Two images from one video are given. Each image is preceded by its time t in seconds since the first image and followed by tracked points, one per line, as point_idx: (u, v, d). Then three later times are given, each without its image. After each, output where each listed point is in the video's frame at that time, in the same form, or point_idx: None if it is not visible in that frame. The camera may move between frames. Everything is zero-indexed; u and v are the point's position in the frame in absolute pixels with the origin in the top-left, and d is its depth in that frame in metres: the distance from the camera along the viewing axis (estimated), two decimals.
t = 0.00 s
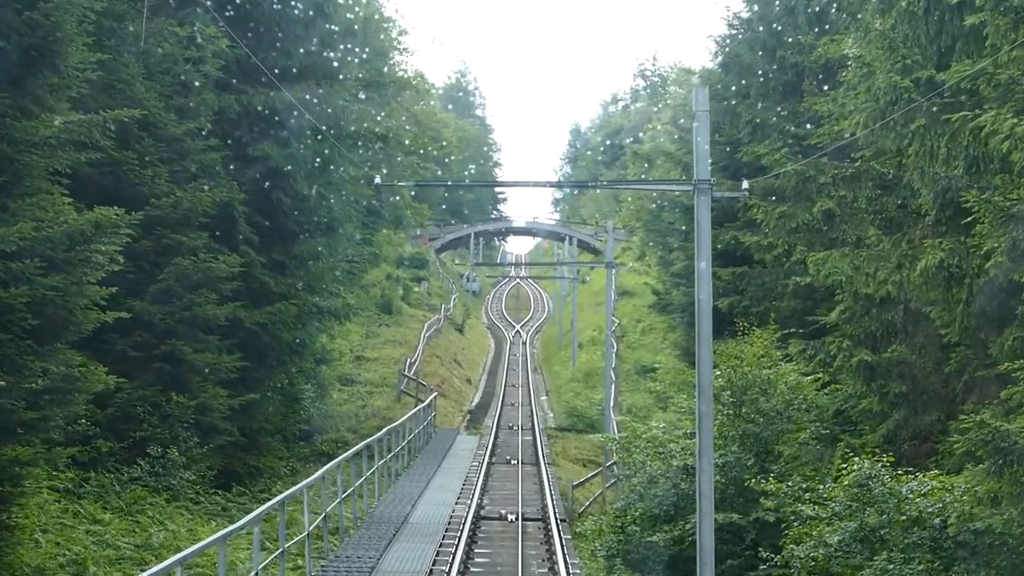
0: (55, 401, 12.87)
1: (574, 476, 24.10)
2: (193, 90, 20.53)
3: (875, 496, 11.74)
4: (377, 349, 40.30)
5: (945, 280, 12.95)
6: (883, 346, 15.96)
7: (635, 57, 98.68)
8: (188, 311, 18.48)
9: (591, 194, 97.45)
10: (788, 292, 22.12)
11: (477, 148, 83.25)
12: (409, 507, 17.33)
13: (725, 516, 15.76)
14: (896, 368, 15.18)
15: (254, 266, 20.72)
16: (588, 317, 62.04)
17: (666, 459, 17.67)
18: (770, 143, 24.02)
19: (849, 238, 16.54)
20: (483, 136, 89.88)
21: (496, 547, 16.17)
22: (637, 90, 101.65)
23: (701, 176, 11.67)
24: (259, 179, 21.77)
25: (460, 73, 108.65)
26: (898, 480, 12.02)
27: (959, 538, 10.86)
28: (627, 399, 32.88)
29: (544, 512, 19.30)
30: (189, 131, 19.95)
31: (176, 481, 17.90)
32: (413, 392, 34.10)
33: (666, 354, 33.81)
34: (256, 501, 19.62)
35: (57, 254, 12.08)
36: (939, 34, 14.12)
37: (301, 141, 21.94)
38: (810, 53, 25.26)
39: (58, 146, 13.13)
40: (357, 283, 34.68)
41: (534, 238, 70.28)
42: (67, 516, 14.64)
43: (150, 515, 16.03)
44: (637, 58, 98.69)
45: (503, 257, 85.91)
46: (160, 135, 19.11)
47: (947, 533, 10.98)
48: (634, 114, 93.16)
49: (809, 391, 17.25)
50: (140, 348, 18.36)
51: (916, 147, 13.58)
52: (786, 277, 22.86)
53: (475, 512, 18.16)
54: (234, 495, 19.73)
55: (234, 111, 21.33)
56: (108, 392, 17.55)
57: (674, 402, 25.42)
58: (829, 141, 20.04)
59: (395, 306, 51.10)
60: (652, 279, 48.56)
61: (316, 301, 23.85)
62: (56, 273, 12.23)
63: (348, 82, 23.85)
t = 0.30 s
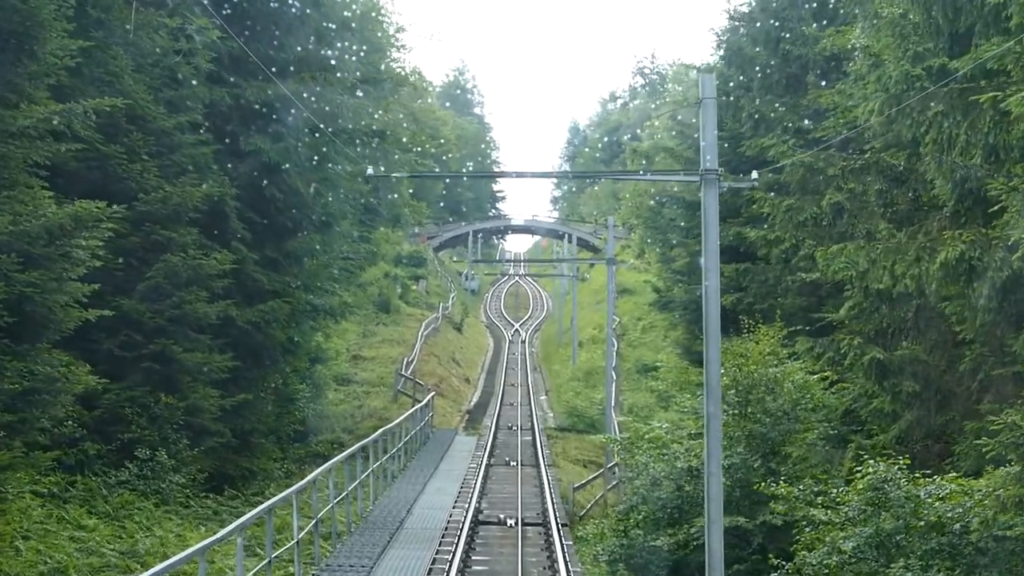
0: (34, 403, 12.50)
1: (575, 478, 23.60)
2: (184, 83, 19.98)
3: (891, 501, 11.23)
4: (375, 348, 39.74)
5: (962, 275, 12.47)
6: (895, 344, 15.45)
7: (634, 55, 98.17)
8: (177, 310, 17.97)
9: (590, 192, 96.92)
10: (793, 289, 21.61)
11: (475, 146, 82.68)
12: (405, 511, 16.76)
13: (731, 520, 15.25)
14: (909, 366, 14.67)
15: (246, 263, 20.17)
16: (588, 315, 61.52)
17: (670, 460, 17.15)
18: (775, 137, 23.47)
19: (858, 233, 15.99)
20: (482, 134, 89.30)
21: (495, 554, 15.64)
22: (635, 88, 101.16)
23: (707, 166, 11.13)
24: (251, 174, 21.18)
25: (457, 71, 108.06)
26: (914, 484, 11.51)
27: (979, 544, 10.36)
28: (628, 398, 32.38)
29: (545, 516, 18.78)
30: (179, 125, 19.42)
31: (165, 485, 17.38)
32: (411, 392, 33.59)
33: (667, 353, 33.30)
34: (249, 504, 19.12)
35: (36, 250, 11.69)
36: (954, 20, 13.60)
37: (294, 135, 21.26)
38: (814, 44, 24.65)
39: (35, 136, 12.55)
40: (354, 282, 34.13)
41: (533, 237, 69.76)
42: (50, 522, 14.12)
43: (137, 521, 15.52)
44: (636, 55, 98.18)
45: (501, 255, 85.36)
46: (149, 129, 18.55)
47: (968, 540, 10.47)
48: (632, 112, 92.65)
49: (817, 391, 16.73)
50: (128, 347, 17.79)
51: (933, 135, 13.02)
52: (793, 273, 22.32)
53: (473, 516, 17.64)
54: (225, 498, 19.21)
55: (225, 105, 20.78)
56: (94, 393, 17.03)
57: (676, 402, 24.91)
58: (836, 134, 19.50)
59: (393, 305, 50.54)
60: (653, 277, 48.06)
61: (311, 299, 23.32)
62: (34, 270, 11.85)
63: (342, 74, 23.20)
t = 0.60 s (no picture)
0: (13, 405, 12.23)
1: (577, 483, 23.08)
2: (175, 76, 19.44)
3: (909, 509, 10.73)
4: (372, 349, 39.22)
5: (981, 271, 11.96)
6: (909, 344, 14.93)
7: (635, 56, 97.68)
8: (167, 310, 17.48)
9: (590, 193, 96.38)
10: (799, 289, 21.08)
11: (474, 146, 82.10)
12: (401, 518, 16.23)
13: (738, 527, 14.74)
14: (923, 367, 14.17)
15: (239, 262, 19.65)
16: (588, 316, 60.98)
17: (674, 465, 16.64)
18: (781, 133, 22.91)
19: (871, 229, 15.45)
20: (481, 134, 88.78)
21: (495, 563, 15.13)
22: (635, 89, 100.70)
23: (716, 158, 10.61)
24: (246, 169, 20.49)
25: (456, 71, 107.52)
26: (933, 491, 10.99)
27: (1003, 555, 9.84)
28: (630, 400, 31.87)
29: (546, 523, 18.26)
30: (171, 120, 18.90)
31: (154, 491, 16.86)
32: (409, 394, 33.07)
33: (670, 354, 32.77)
34: (242, 510, 18.60)
35: (12, 245, 11.52)
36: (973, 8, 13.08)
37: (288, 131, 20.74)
38: (821, 40, 24.12)
39: (14, 127, 12.01)
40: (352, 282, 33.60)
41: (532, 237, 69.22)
42: (32, 530, 13.61)
43: (124, 529, 15.01)
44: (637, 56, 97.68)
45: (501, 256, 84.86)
46: (138, 124, 18.04)
47: (991, 550, 9.95)
48: (632, 112, 92.17)
49: (827, 393, 16.21)
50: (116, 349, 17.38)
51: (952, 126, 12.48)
52: (800, 273, 21.80)
53: (471, 524, 17.12)
54: (217, 504, 18.69)
55: (218, 100, 20.23)
56: (81, 395, 16.51)
57: (680, 404, 24.37)
58: (844, 129, 18.98)
59: (392, 306, 49.98)
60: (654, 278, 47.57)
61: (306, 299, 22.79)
62: (11, 266, 11.68)
63: (342, 75, 23.01)
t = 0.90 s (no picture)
0: None
1: (579, 490, 22.58)
2: (166, 75, 18.95)
3: (931, 521, 10.22)
4: (371, 354, 38.71)
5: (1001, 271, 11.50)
6: (923, 347, 14.43)
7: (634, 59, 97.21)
8: (158, 314, 17.02)
9: (590, 196, 95.90)
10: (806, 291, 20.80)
11: (473, 149, 81.57)
12: (398, 529, 15.71)
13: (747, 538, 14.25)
14: (940, 372, 13.69)
15: (232, 264, 19.16)
16: (589, 320, 60.46)
17: (680, 473, 16.14)
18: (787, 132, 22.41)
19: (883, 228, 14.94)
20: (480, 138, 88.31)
21: None
22: (635, 92, 100.30)
23: (727, 153, 10.12)
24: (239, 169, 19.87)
25: (455, 74, 107.05)
26: (955, 501, 10.49)
27: None
28: (632, 405, 31.42)
29: (548, 533, 17.75)
30: (161, 119, 18.41)
31: (143, 501, 16.36)
32: (407, 399, 32.58)
33: (672, 358, 32.24)
34: (235, 520, 18.10)
35: None
36: None
37: (282, 131, 20.25)
38: (826, 37, 23.63)
39: None
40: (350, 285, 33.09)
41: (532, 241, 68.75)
42: (14, 543, 13.10)
43: (110, 541, 14.51)
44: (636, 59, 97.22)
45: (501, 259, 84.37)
46: (127, 123, 17.54)
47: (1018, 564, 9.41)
48: (632, 115, 91.70)
49: (837, 398, 15.73)
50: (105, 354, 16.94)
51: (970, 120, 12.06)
52: (807, 274, 21.30)
53: (470, 535, 16.61)
54: (210, 514, 18.19)
55: (210, 99, 19.72)
56: (70, 402, 16.00)
57: (684, 409, 23.86)
58: (853, 127, 18.52)
59: (391, 310, 49.46)
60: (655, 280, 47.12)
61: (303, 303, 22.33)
62: None
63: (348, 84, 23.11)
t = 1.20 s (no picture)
0: None
1: (582, 499, 22.03)
2: (158, 71, 18.49)
3: (953, 536, 9.66)
4: (370, 359, 38.18)
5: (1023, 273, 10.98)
6: (939, 353, 13.89)
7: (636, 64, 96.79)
8: (147, 317, 16.53)
9: (593, 201, 95.38)
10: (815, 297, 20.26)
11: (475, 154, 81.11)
12: (394, 541, 15.15)
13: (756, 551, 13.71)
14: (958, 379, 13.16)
15: (224, 265, 18.65)
16: (591, 325, 59.90)
17: (686, 482, 15.60)
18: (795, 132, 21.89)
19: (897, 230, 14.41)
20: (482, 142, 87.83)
21: None
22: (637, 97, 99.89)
23: (738, 148, 9.61)
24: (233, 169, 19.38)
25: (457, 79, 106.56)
26: (978, 515, 9.94)
27: None
28: (635, 412, 30.88)
29: (550, 546, 17.19)
30: (153, 116, 17.95)
31: (131, 510, 15.83)
32: (406, 405, 32.06)
33: (676, 364, 31.69)
34: (227, 528, 17.57)
35: None
36: None
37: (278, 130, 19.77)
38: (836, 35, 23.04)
39: None
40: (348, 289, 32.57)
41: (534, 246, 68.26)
42: None
43: (95, 552, 13.98)
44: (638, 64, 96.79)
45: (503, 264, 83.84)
46: (117, 120, 17.06)
47: None
48: (634, 120, 91.23)
49: (849, 406, 15.18)
50: (92, 358, 16.43)
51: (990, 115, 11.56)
52: (816, 278, 20.75)
53: (469, 547, 16.06)
54: (200, 523, 17.66)
55: (204, 97, 19.25)
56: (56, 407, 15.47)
57: (690, 416, 23.30)
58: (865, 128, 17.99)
59: (390, 314, 48.95)
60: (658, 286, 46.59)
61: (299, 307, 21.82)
62: None
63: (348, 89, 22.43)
